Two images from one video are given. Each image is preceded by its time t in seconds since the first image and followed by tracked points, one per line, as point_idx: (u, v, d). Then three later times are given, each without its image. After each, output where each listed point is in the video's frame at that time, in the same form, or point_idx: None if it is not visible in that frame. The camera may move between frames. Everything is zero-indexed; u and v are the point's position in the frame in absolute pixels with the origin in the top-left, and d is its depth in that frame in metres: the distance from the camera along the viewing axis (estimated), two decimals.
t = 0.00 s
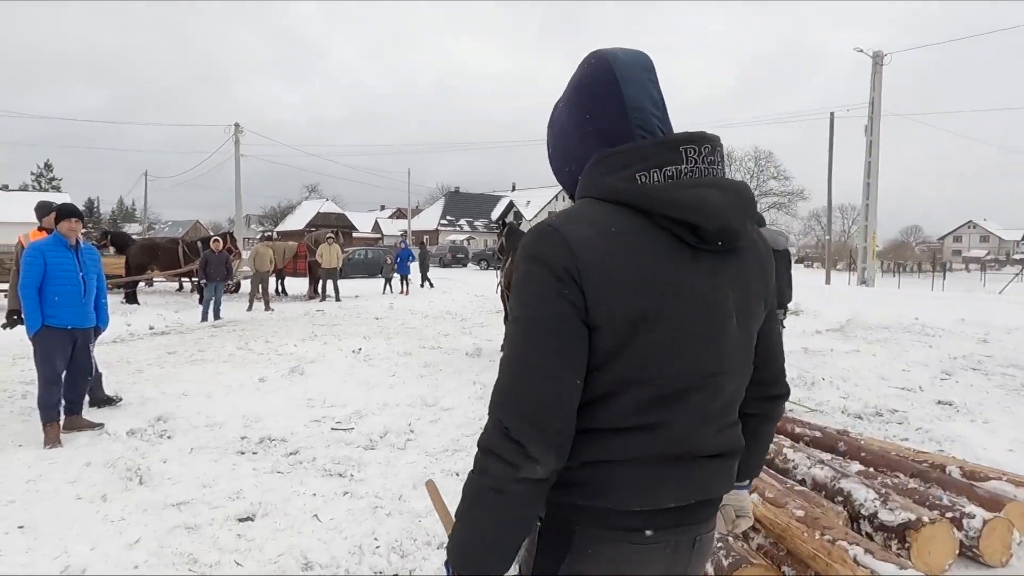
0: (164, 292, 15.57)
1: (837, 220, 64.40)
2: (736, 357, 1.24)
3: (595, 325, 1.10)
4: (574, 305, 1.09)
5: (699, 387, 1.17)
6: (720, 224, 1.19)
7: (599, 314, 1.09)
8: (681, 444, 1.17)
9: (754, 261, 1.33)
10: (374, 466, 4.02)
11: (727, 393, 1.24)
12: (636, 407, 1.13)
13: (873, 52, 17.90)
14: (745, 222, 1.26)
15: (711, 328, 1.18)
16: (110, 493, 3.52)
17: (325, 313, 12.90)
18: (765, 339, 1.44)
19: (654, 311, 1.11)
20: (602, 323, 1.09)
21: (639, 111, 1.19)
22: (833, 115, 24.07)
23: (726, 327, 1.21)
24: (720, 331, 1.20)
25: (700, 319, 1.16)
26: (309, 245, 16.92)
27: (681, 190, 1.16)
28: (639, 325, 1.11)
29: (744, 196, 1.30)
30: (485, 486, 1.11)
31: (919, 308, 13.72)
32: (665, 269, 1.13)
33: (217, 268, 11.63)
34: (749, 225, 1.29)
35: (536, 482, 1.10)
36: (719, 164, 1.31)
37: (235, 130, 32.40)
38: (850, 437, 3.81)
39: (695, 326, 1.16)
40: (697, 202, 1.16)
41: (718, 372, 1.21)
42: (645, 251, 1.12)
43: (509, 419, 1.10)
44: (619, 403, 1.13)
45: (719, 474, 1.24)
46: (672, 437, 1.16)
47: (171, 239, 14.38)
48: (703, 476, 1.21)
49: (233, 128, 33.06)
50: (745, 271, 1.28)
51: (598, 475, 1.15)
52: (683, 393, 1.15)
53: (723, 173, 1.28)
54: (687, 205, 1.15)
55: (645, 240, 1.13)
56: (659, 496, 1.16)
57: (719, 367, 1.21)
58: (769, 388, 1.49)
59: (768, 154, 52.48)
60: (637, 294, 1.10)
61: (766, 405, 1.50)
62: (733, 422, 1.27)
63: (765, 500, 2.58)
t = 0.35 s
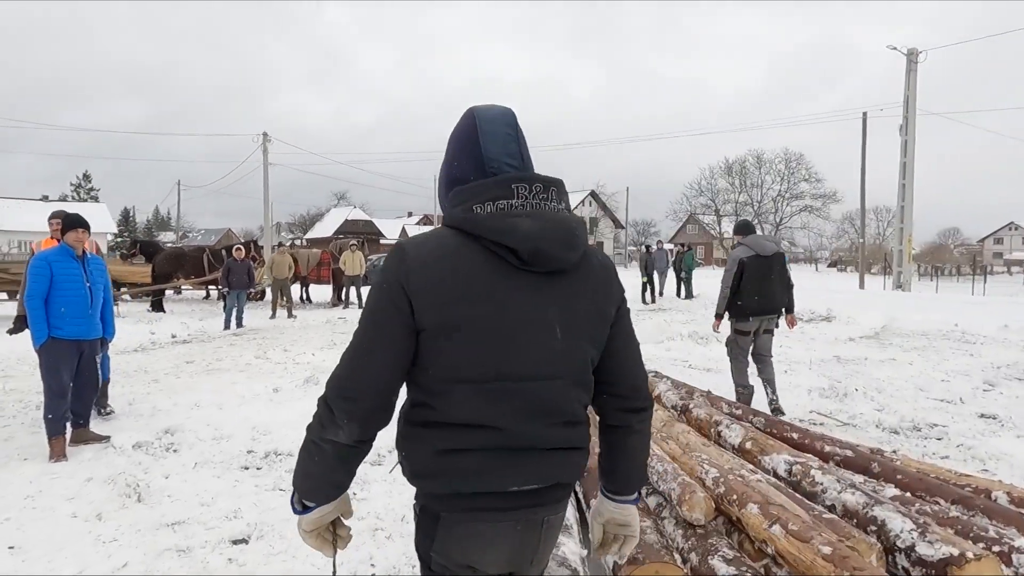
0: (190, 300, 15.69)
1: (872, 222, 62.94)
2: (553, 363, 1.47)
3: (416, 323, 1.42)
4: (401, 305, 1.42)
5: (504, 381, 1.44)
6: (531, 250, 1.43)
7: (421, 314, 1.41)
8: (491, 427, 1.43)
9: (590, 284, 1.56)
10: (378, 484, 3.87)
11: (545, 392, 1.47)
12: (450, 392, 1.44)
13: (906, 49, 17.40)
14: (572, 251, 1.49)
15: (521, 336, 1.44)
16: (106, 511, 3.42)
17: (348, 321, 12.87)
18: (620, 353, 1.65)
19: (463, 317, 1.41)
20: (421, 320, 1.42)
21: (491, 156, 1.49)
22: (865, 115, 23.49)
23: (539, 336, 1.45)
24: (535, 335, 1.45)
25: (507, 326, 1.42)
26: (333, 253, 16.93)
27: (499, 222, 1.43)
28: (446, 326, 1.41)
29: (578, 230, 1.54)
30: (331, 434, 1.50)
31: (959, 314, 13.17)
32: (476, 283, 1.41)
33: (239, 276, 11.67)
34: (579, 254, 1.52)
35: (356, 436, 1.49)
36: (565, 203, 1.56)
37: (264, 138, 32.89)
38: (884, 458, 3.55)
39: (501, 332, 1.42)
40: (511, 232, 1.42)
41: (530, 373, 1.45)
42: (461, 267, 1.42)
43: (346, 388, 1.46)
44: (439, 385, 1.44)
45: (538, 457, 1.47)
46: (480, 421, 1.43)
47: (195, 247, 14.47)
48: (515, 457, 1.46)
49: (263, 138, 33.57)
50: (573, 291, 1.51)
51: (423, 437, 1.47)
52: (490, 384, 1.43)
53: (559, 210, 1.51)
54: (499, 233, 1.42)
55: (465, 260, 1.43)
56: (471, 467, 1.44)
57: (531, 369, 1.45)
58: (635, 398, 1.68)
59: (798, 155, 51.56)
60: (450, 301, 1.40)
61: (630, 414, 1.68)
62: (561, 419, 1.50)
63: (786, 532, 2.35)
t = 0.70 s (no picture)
0: (194, 299, 15.57)
1: (884, 223, 62.23)
2: (452, 341, 1.51)
3: (320, 305, 1.42)
4: (304, 289, 1.41)
5: (409, 358, 1.45)
6: (425, 238, 1.46)
7: (323, 299, 1.42)
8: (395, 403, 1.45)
9: (489, 266, 1.61)
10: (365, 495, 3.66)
11: (444, 368, 1.50)
12: (357, 371, 1.44)
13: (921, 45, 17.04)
14: (467, 237, 1.53)
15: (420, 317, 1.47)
16: (72, 524, 3.22)
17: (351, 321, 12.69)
18: (518, 327, 1.72)
19: (362, 300, 1.42)
20: (328, 300, 1.41)
21: (391, 148, 1.51)
22: (879, 113, 23.08)
23: (438, 318, 1.49)
24: (433, 316, 1.48)
25: (406, 309, 1.45)
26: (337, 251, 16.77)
27: (396, 211, 1.45)
28: (351, 307, 1.41)
29: (475, 216, 1.58)
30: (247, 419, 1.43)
31: (977, 316, 12.82)
32: (375, 268, 1.43)
33: (240, 275, 11.53)
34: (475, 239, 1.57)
35: (281, 419, 1.41)
36: (464, 191, 1.58)
37: (272, 137, 32.93)
38: (905, 473, 3.30)
39: (401, 314, 1.45)
40: (407, 222, 1.44)
41: (431, 353, 1.48)
42: (361, 252, 1.44)
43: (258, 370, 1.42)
44: (343, 366, 1.44)
45: (443, 429, 1.51)
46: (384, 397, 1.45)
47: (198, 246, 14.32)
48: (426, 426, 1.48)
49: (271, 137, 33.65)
50: (471, 275, 1.55)
51: (331, 414, 1.47)
52: (392, 363, 1.45)
53: (455, 199, 1.55)
54: (398, 222, 1.44)
55: (365, 245, 1.45)
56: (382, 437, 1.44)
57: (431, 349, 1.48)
58: (532, 364, 1.77)
59: (810, 154, 51.03)
60: (351, 285, 1.42)
61: (526, 377, 1.78)
62: (461, 393, 1.55)
63: (800, 565, 2.11)
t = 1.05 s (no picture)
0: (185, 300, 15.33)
1: (888, 221, 61.82)
2: (287, 334, 1.69)
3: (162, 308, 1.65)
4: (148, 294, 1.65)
5: (242, 357, 1.66)
6: (252, 244, 1.65)
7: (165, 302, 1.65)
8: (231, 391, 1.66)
9: (327, 265, 1.78)
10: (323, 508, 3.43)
11: (278, 360, 1.68)
12: (197, 368, 1.66)
13: (924, 39, 16.78)
14: (297, 238, 1.71)
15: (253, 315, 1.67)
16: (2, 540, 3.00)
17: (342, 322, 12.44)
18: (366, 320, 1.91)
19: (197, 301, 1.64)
20: (167, 307, 1.64)
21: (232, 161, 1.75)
22: (882, 109, 22.73)
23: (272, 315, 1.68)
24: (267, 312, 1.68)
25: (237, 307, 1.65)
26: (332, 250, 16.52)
27: (226, 220, 1.66)
28: (185, 312, 1.63)
29: (310, 217, 1.76)
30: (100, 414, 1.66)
31: (982, 314, 12.52)
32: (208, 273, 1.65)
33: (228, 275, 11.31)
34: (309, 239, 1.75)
35: (127, 418, 1.64)
36: (299, 197, 1.77)
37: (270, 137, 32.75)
38: (902, 485, 3.04)
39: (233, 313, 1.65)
40: (234, 230, 1.65)
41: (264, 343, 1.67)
42: (194, 261, 1.65)
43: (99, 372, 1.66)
44: (186, 359, 1.67)
45: (281, 417, 1.69)
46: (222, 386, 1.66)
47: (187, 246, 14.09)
48: (261, 421, 1.67)
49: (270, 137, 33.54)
50: (306, 272, 1.74)
51: (179, 407, 1.70)
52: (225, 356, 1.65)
53: (288, 202, 1.73)
54: (226, 232, 1.65)
55: (201, 254, 1.67)
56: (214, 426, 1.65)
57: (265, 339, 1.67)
58: (383, 355, 1.94)
59: (813, 152, 50.65)
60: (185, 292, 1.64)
61: (379, 368, 1.94)
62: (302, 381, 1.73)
63: None
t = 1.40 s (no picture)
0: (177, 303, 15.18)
1: (893, 222, 61.37)
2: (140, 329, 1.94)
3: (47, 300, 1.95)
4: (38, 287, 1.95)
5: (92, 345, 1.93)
6: (111, 245, 1.92)
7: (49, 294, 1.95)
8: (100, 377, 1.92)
9: (189, 271, 2.02)
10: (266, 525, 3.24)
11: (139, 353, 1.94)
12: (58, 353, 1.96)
13: (924, 37, 16.54)
14: (159, 240, 1.96)
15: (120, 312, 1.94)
16: None
17: (331, 325, 12.25)
18: (236, 322, 2.12)
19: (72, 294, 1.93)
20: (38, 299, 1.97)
21: (119, 174, 2.03)
22: (883, 108, 22.52)
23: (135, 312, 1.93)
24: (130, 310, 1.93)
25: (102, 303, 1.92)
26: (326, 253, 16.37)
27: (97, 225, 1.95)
28: (50, 303, 1.95)
29: (177, 225, 2.01)
30: None
31: (984, 316, 12.26)
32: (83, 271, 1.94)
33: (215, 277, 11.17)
34: (175, 244, 2.00)
35: None
36: (167, 208, 2.02)
37: (269, 138, 32.87)
38: (879, 503, 2.83)
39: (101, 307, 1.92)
40: (96, 231, 1.92)
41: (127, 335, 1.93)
42: (71, 263, 1.95)
43: None
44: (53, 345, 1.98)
45: (144, 407, 1.93)
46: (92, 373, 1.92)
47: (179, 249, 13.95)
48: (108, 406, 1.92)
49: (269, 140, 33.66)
50: (168, 275, 1.98)
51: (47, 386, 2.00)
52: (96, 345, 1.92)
53: (159, 211, 2.00)
54: (89, 233, 1.94)
55: (77, 256, 1.96)
56: (83, 415, 1.90)
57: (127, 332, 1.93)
58: (251, 361, 2.15)
59: (817, 153, 50.32)
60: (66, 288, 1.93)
61: (251, 376, 2.15)
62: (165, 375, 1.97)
63: None
